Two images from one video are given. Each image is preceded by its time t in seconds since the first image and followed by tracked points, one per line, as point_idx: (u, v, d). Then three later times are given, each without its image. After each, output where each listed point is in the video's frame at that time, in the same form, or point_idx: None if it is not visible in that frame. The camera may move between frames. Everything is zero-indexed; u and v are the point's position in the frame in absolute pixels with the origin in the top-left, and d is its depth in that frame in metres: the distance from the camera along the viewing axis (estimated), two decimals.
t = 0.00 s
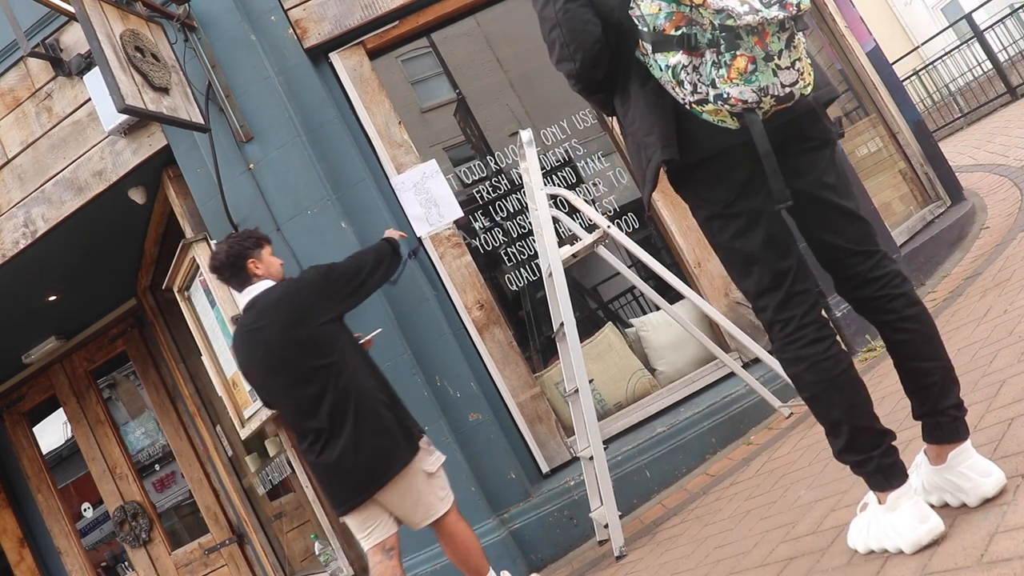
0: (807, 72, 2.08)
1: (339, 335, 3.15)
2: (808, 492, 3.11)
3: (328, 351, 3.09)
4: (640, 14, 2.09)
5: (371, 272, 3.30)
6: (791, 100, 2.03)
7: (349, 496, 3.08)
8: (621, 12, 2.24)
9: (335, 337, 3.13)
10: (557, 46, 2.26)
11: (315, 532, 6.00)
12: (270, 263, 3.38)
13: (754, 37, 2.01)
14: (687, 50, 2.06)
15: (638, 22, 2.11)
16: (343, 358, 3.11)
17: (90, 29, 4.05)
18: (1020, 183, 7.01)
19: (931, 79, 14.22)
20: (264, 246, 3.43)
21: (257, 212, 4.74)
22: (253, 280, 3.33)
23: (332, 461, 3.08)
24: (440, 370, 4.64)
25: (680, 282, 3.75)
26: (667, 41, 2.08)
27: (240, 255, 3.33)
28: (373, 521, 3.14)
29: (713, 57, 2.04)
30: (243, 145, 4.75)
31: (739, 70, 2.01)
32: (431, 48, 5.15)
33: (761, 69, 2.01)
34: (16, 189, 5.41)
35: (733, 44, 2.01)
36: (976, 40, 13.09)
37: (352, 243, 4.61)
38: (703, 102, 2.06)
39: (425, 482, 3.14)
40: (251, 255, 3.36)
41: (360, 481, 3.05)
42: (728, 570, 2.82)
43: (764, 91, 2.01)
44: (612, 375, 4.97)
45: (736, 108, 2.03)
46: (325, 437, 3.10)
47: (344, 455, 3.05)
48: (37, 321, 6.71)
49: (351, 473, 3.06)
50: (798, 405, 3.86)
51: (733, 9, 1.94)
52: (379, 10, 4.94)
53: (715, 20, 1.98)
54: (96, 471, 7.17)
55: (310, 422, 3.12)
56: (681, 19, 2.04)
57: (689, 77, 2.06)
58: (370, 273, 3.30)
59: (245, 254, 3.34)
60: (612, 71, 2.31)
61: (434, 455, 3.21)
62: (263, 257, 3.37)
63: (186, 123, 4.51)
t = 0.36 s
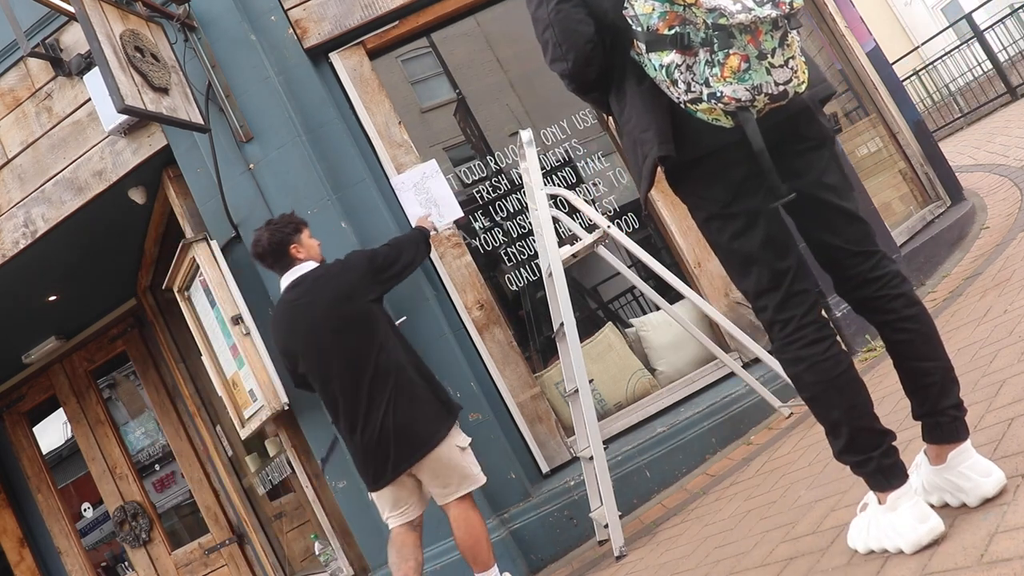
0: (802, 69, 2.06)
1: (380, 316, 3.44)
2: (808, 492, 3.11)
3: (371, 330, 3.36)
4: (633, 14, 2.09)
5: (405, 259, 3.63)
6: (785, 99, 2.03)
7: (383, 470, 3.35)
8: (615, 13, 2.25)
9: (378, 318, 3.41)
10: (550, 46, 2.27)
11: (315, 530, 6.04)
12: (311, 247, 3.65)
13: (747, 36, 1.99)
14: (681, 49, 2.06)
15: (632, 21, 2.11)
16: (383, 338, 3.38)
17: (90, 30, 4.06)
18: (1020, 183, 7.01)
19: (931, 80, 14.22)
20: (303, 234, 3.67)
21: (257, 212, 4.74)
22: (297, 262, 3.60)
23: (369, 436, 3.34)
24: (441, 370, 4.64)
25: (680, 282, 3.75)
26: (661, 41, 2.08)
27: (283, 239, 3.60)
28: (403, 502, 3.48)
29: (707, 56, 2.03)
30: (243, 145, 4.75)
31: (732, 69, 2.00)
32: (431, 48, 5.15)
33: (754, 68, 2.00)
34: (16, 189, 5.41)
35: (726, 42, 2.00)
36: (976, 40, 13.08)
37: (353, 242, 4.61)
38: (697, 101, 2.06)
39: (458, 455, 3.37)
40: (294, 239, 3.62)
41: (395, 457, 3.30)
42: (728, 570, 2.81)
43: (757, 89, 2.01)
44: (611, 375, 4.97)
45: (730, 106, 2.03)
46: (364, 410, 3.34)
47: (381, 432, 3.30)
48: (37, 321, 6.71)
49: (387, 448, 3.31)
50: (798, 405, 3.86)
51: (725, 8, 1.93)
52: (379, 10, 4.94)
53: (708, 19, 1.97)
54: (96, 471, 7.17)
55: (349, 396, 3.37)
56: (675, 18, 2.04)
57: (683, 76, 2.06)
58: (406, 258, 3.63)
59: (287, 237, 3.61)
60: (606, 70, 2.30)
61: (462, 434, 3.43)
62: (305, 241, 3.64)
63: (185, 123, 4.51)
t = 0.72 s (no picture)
0: (792, 74, 2.08)
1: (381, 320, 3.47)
2: (808, 492, 3.11)
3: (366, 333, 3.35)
4: (626, 19, 2.09)
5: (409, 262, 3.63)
6: (775, 102, 2.04)
7: (375, 469, 3.36)
8: (609, 18, 2.22)
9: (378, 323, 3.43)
10: (543, 52, 2.30)
11: (315, 530, 6.04)
12: (319, 246, 3.67)
13: (738, 40, 2.01)
14: (673, 54, 2.06)
15: (624, 27, 2.11)
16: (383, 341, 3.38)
17: (90, 30, 4.06)
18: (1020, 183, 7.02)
19: (931, 79, 14.21)
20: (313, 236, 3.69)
21: (257, 212, 4.74)
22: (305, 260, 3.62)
23: (364, 435, 3.35)
24: (441, 370, 4.64)
25: (680, 282, 3.75)
26: (653, 46, 2.08)
27: (290, 236, 3.62)
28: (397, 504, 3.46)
29: (698, 60, 2.04)
30: (243, 145, 4.75)
31: (724, 73, 2.02)
32: (431, 48, 5.15)
33: (745, 72, 2.02)
34: (16, 190, 5.41)
35: (718, 47, 2.02)
36: (976, 40, 13.07)
37: (353, 243, 4.61)
38: (689, 105, 2.06)
39: (449, 459, 3.34)
40: (301, 237, 3.64)
41: (387, 457, 3.31)
42: (728, 570, 2.82)
43: (748, 93, 2.02)
44: (611, 375, 4.97)
45: (721, 110, 2.03)
46: (359, 409, 3.36)
47: (375, 431, 3.31)
48: (37, 321, 6.71)
49: (380, 448, 3.31)
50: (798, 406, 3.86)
51: (716, 13, 1.96)
52: (379, 10, 4.95)
53: (700, 24, 2.00)
54: (96, 471, 7.17)
55: (346, 395, 3.38)
56: (666, 23, 2.05)
57: (675, 80, 2.07)
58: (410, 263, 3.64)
59: (294, 234, 3.63)
60: (598, 75, 2.31)
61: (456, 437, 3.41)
62: (313, 240, 3.66)
63: (186, 123, 4.51)
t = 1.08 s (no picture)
0: (781, 91, 2.06)
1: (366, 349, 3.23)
2: (808, 492, 3.11)
3: (317, 364, 3.20)
4: (621, 35, 2.09)
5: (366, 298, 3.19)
6: (765, 119, 2.03)
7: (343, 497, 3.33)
8: (603, 32, 2.20)
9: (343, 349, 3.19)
10: (539, 63, 2.28)
11: (315, 531, 6.02)
12: (280, 270, 3.44)
13: (730, 59, 1.99)
14: (665, 71, 2.06)
15: (619, 42, 2.11)
16: (344, 377, 3.22)
17: (90, 30, 4.06)
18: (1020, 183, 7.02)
19: (931, 79, 14.22)
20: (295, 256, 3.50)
21: (257, 212, 4.74)
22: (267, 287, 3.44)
23: (331, 458, 3.22)
24: (441, 370, 4.64)
25: (680, 282, 3.75)
26: (646, 62, 2.08)
27: (255, 261, 3.45)
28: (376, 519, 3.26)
29: (690, 77, 2.03)
30: (243, 144, 4.75)
31: (714, 91, 2.00)
32: (431, 48, 5.15)
33: (736, 90, 2.00)
34: (16, 189, 5.41)
35: (710, 65, 2.00)
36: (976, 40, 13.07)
37: (352, 244, 4.61)
38: (680, 120, 2.06)
39: (421, 477, 3.21)
40: (262, 263, 3.44)
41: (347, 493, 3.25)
42: (728, 570, 2.82)
43: (738, 111, 2.01)
44: (611, 375, 4.97)
45: (712, 127, 2.03)
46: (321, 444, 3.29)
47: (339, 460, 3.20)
48: (37, 321, 6.71)
49: (350, 471, 3.19)
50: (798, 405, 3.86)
51: (709, 32, 1.92)
52: (379, 10, 4.95)
53: (693, 42, 1.97)
54: (96, 471, 7.17)
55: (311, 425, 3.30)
56: (660, 39, 2.05)
57: (667, 96, 2.06)
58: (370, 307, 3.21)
59: (258, 259, 3.44)
60: (593, 86, 2.31)
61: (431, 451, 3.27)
62: (272, 265, 3.43)
63: (185, 123, 4.51)
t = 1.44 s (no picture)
0: (774, 84, 2.10)
1: (333, 345, 3.32)
2: (808, 492, 3.11)
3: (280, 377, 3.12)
4: (615, 32, 2.08)
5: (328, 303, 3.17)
6: (759, 111, 2.06)
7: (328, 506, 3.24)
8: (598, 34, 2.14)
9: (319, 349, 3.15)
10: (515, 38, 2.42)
11: (315, 531, 6.13)
12: (251, 278, 3.37)
13: (726, 50, 2.02)
14: (659, 65, 2.04)
15: (613, 39, 2.10)
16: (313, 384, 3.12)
17: (90, 30, 4.06)
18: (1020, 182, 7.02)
19: (931, 79, 14.21)
20: (270, 262, 3.43)
21: (257, 212, 4.73)
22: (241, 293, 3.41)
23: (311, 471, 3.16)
24: (441, 369, 4.64)
25: (680, 282, 3.75)
26: (641, 57, 2.06)
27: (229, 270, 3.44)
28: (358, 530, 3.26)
29: (686, 70, 2.03)
30: (244, 144, 4.74)
31: (710, 82, 2.02)
32: (431, 48, 5.15)
33: (731, 81, 2.03)
34: (16, 189, 5.41)
35: (706, 56, 2.01)
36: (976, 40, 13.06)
37: (352, 243, 4.62)
38: (675, 113, 2.06)
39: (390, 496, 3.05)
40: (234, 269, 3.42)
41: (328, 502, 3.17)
42: (728, 569, 2.81)
43: (734, 102, 2.03)
44: (611, 375, 4.97)
45: (707, 118, 2.04)
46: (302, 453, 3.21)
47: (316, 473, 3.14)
48: (37, 321, 6.71)
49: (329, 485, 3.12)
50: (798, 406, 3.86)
51: (709, 20, 1.97)
52: (379, 10, 4.95)
53: (692, 31, 2.00)
54: (96, 471, 7.17)
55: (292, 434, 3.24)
56: (654, 34, 2.03)
57: (662, 90, 2.05)
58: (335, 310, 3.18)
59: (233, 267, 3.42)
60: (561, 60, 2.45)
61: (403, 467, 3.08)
62: (244, 272, 3.38)
63: (185, 123, 4.51)
